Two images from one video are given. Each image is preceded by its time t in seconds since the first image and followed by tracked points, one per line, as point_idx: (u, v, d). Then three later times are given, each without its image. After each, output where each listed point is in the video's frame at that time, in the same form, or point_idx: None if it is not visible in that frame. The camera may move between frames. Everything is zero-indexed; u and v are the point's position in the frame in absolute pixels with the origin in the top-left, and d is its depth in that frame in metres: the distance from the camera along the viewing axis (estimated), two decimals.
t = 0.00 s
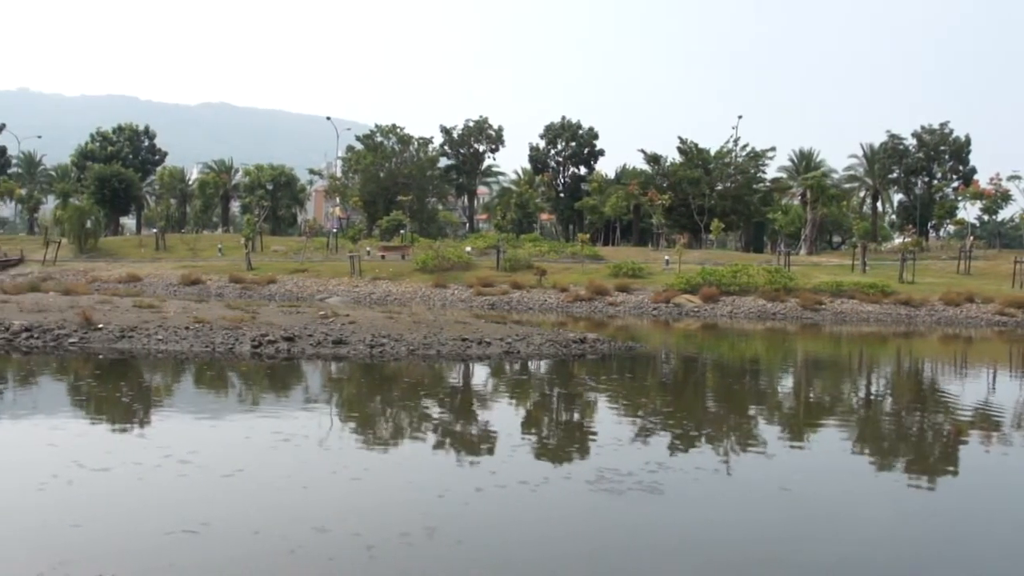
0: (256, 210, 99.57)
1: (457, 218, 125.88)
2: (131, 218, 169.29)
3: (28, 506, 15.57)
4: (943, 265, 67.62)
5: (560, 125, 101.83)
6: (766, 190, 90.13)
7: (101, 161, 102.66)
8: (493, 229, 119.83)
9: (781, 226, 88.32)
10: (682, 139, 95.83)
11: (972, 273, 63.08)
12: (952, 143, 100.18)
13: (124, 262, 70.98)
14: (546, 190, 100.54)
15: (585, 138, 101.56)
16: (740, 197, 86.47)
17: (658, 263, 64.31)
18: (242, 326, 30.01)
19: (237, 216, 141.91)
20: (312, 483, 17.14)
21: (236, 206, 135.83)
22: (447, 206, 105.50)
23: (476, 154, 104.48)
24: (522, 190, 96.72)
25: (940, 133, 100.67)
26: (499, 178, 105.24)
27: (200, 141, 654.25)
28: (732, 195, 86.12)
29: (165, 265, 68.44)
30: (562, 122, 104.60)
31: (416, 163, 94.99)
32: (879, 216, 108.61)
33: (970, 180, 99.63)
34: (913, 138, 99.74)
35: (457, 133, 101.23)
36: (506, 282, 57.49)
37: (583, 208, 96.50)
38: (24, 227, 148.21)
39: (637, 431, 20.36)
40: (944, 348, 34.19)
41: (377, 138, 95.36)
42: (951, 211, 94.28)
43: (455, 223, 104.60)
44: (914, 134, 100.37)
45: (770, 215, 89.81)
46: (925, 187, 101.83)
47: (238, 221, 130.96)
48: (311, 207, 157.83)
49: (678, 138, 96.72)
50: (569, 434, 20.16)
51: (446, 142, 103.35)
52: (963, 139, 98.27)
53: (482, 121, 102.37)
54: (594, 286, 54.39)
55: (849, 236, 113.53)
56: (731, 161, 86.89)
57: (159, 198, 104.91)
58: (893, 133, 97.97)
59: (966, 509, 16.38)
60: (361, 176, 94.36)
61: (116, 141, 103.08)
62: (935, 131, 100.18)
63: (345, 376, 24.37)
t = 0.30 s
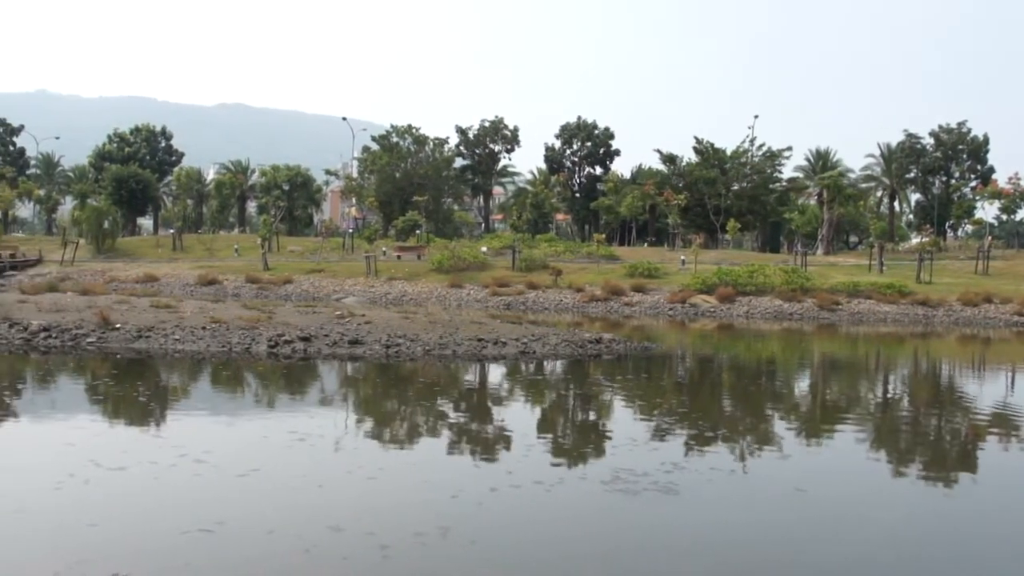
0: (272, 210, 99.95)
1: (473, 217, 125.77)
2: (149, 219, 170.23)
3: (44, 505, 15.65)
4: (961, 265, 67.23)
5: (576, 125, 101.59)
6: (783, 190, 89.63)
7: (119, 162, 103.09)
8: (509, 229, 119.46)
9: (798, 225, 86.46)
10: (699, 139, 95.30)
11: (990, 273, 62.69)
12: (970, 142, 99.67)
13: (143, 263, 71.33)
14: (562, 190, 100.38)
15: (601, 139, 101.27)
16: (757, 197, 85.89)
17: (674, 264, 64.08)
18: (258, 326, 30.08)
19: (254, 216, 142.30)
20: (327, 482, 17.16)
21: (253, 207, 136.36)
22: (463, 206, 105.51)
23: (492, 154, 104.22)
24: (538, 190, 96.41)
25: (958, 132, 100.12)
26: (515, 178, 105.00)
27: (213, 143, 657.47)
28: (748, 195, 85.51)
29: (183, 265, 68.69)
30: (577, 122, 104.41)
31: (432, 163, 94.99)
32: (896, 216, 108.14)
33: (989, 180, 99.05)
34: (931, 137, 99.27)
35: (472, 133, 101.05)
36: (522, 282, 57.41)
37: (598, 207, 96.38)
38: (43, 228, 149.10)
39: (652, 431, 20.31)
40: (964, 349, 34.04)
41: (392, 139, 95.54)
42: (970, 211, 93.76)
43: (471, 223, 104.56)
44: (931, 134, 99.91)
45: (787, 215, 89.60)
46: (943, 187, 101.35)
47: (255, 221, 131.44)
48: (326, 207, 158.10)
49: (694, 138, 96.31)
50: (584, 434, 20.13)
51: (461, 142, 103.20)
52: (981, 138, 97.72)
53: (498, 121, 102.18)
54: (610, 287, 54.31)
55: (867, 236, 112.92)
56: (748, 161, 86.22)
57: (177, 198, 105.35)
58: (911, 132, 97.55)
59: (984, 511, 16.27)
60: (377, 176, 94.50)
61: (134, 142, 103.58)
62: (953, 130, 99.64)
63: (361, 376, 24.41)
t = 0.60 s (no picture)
0: (289, 211, 100.30)
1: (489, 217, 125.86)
2: (167, 220, 171.13)
3: (61, 504, 15.72)
4: (979, 265, 66.85)
5: (592, 125, 101.24)
6: (799, 190, 89.17)
7: (137, 162, 103.55)
8: (525, 229, 119.19)
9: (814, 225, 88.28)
10: (714, 139, 94.24)
11: (1009, 273, 62.31)
12: (988, 141, 98.75)
13: (162, 263, 71.75)
14: (578, 190, 100.24)
15: (618, 139, 100.96)
16: (774, 197, 85.60)
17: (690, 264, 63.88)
18: (274, 326, 30.15)
19: (271, 217, 142.62)
20: (342, 482, 17.17)
21: (270, 208, 136.83)
22: (479, 207, 105.55)
23: (508, 155, 103.88)
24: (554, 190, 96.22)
25: (976, 130, 99.37)
26: (531, 178, 104.75)
27: (227, 144, 660.78)
28: (765, 195, 85.21)
29: (201, 265, 69.02)
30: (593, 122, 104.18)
31: (448, 164, 95.08)
32: (914, 215, 107.76)
33: (1008, 179, 98.34)
34: (949, 136, 98.90)
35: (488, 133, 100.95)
36: (538, 282, 57.33)
37: (614, 207, 96.28)
38: (62, 230, 150.09)
39: (668, 432, 20.26)
40: (982, 350, 33.89)
41: (409, 139, 95.64)
42: (988, 210, 93.34)
43: (487, 223, 104.50)
44: (950, 133, 99.56)
45: (804, 215, 89.36)
46: (961, 186, 100.92)
47: (271, 222, 131.86)
48: (343, 208, 158.48)
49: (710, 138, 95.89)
50: (600, 434, 20.12)
51: (477, 143, 102.93)
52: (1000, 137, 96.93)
53: (514, 122, 101.98)
54: (626, 287, 54.25)
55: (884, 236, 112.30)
56: (764, 161, 85.96)
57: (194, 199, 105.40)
58: (928, 132, 97.10)
59: (1002, 512, 16.19)
60: (393, 177, 94.72)
61: (151, 143, 103.96)
62: (971, 129, 99.01)
63: (377, 376, 24.43)
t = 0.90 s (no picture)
0: (309, 212, 100.63)
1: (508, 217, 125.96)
2: (188, 220, 172.16)
3: (83, 502, 15.81)
4: (1002, 265, 66.27)
5: (611, 125, 100.69)
6: (820, 190, 88.47)
7: (158, 163, 104.10)
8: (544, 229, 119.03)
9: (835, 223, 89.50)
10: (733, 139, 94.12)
11: None
12: (1011, 140, 98.08)
13: (183, 263, 72.23)
14: (597, 191, 100.03)
15: (637, 138, 100.38)
16: (794, 197, 85.09)
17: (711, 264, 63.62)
18: (295, 326, 30.24)
19: (291, 218, 143.01)
20: (361, 482, 17.19)
21: (289, 208, 137.38)
22: (498, 207, 105.55)
23: (527, 155, 103.32)
24: (574, 190, 95.97)
25: (998, 130, 98.69)
26: (551, 178, 104.47)
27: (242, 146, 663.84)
28: (786, 195, 84.69)
29: (223, 265, 69.43)
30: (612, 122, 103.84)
31: (467, 164, 95.07)
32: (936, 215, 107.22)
33: None
34: (971, 136, 98.32)
35: (507, 133, 100.75)
36: (557, 283, 57.24)
37: (633, 207, 96.05)
38: (84, 232, 151.19)
39: (688, 432, 20.17)
40: (1008, 351, 33.58)
41: (428, 139, 95.55)
42: (1011, 210, 92.65)
43: (506, 223, 104.39)
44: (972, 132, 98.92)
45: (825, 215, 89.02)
46: (984, 186, 100.39)
47: (291, 222, 132.39)
48: (362, 209, 158.71)
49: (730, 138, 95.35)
50: (620, 434, 20.07)
51: (496, 143, 102.40)
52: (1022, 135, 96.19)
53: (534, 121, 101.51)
54: (645, 287, 54.15)
55: (906, 236, 111.63)
56: (784, 161, 85.37)
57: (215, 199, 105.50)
58: (951, 131, 96.53)
59: None
60: (412, 177, 94.81)
61: (172, 144, 104.50)
62: (994, 128, 98.22)
63: (397, 376, 24.46)
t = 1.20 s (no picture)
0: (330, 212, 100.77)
1: (529, 218, 125.93)
2: (209, 221, 172.59)
3: (105, 501, 15.90)
4: None
5: (633, 125, 99.96)
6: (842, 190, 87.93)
7: (180, 164, 104.57)
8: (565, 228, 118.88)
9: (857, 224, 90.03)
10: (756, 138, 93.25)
11: None
12: None
13: (206, 263, 72.78)
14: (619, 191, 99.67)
15: (658, 138, 99.39)
16: (816, 197, 84.79)
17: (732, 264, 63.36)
18: (316, 326, 30.31)
19: (312, 218, 143.31)
20: (381, 482, 17.19)
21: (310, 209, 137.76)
22: (519, 207, 105.42)
23: (549, 155, 102.59)
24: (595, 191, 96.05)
25: None
26: (572, 178, 104.00)
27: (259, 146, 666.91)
28: (807, 195, 84.56)
29: (245, 265, 69.84)
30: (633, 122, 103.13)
31: (489, 164, 94.87)
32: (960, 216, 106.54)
33: None
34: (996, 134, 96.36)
35: (528, 134, 100.41)
36: (578, 283, 57.13)
37: (654, 208, 95.66)
38: (107, 232, 152.29)
39: (709, 433, 20.07)
40: None
41: (449, 140, 95.63)
42: None
43: (526, 223, 104.40)
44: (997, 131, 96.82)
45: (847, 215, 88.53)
46: (1009, 184, 99.24)
47: (313, 224, 132.83)
48: (383, 209, 158.72)
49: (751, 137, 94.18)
50: (641, 435, 20.00)
51: (517, 143, 101.85)
52: None
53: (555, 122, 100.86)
54: (666, 287, 54.01)
55: (929, 236, 110.73)
56: (806, 160, 84.89)
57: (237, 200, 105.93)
58: (974, 131, 95.05)
59: None
60: (433, 178, 95.22)
61: (195, 145, 104.97)
62: (1019, 127, 96.50)
63: (418, 376, 24.48)
